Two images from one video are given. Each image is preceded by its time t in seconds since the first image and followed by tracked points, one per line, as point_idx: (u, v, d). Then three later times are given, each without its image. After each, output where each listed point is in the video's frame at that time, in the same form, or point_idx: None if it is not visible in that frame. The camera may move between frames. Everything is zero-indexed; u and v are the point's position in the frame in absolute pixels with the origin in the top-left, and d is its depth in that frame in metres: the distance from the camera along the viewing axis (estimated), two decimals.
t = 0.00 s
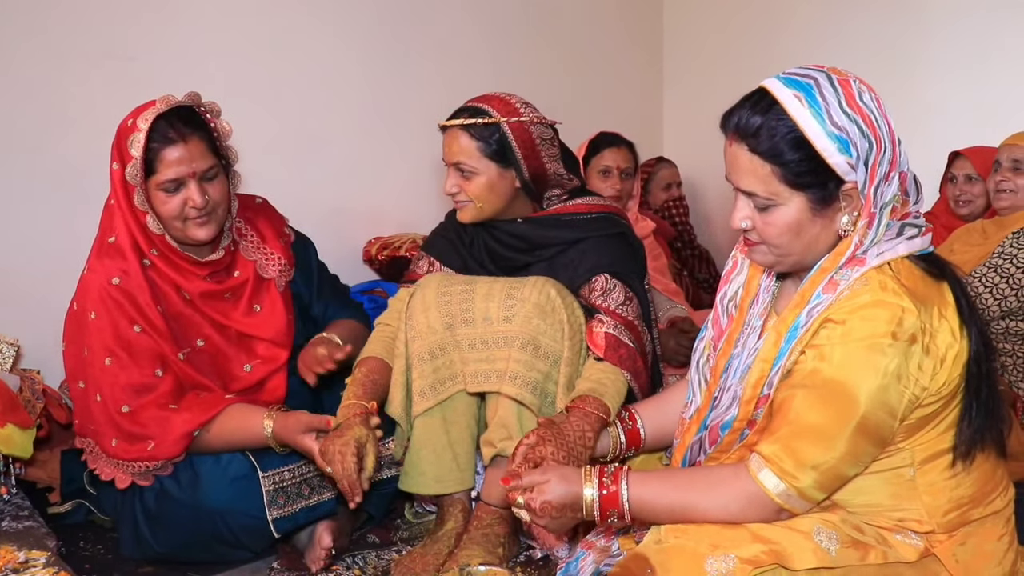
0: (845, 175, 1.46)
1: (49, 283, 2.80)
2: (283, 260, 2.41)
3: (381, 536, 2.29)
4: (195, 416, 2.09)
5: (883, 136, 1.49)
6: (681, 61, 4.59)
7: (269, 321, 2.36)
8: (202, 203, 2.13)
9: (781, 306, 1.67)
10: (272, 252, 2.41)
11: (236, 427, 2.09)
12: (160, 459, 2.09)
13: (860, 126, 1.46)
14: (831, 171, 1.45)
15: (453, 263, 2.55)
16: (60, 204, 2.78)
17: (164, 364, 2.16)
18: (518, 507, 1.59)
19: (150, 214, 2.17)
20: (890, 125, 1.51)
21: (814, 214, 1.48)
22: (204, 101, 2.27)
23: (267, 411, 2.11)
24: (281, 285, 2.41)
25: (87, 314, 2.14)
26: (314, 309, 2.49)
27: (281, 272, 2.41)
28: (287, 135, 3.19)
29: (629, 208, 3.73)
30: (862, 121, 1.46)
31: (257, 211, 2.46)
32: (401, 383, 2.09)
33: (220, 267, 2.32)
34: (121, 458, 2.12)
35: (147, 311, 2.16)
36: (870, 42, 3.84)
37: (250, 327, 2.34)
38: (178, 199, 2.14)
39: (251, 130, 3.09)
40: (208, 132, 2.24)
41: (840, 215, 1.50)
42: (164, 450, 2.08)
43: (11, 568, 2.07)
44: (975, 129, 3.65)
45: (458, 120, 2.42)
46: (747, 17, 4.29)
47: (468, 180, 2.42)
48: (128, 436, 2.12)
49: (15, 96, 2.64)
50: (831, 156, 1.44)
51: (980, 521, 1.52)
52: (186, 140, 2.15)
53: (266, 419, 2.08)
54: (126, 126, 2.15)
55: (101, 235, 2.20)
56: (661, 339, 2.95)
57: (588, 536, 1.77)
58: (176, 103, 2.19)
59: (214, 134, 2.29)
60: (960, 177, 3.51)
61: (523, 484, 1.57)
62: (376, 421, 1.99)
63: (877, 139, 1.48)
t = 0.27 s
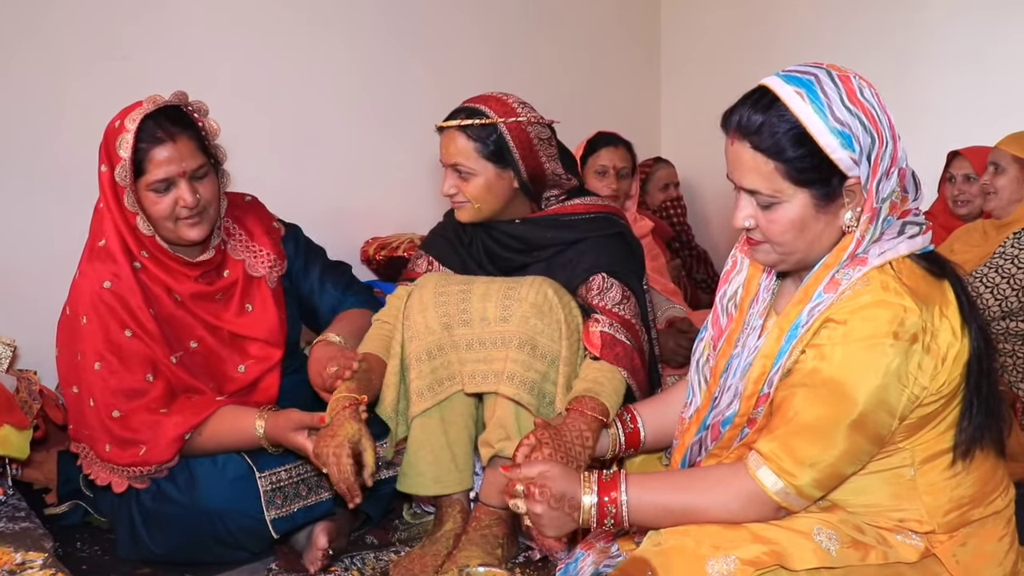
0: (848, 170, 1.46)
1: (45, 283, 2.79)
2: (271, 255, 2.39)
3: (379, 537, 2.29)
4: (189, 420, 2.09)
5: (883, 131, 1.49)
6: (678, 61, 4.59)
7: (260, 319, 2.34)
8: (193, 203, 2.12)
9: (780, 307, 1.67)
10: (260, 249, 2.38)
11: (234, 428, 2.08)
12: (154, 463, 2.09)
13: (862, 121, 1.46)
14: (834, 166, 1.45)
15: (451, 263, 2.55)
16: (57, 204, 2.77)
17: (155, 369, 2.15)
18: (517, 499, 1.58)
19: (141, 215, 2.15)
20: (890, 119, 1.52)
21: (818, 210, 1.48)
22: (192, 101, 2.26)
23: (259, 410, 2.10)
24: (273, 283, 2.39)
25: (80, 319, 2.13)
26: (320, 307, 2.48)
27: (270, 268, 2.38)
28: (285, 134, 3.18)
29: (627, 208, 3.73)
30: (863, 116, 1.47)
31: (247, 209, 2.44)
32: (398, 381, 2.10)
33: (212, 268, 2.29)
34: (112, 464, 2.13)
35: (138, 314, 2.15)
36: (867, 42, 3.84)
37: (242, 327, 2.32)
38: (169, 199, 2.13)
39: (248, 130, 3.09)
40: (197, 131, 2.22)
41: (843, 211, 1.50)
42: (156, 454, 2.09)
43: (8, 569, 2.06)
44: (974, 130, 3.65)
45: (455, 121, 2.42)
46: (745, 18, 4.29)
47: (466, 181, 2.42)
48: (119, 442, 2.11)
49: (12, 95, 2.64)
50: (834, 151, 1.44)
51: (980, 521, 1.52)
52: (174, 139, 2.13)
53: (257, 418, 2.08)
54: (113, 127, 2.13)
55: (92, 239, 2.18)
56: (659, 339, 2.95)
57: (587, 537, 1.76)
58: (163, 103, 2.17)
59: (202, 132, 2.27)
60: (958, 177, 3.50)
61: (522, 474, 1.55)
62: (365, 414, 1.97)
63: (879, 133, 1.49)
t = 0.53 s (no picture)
0: (851, 167, 1.46)
1: (42, 283, 2.78)
2: (264, 251, 2.38)
3: (378, 538, 2.28)
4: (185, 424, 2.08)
5: (886, 127, 1.49)
6: (677, 61, 4.59)
7: (255, 317, 2.33)
8: (189, 201, 2.11)
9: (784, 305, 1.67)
10: (254, 246, 2.37)
11: (233, 428, 2.08)
12: (149, 468, 2.07)
13: (865, 117, 1.46)
14: (836, 163, 1.45)
15: (450, 264, 2.53)
16: (55, 203, 2.76)
17: (150, 371, 2.14)
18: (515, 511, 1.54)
19: (136, 215, 2.15)
20: (892, 116, 1.51)
21: (821, 207, 1.48)
22: (187, 98, 2.24)
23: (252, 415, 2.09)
24: (267, 279, 2.37)
25: (75, 321, 2.12)
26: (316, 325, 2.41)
27: (265, 264, 2.37)
28: (283, 134, 3.17)
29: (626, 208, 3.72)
30: (866, 112, 1.46)
31: (240, 207, 2.44)
32: (399, 381, 2.09)
33: (207, 267, 2.29)
34: (108, 466, 2.12)
35: (134, 315, 2.13)
36: (866, 43, 3.84)
37: (235, 328, 2.30)
38: (164, 198, 2.11)
39: (247, 129, 3.08)
40: (191, 129, 2.21)
41: (847, 208, 1.50)
42: (149, 459, 2.07)
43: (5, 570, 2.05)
44: (972, 130, 3.65)
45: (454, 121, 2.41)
46: (743, 18, 4.29)
47: (466, 181, 2.41)
48: (114, 444, 2.10)
49: (10, 95, 2.63)
50: (836, 147, 1.44)
51: (982, 522, 1.52)
52: (169, 138, 2.12)
53: (250, 423, 2.07)
54: (106, 127, 2.12)
55: (86, 240, 2.17)
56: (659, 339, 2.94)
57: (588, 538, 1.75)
58: (158, 101, 2.16)
59: (197, 131, 2.26)
60: (959, 176, 3.51)
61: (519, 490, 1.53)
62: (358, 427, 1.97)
63: (882, 130, 1.48)
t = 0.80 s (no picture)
0: (847, 165, 1.45)
1: (38, 283, 2.77)
2: (263, 254, 2.37)
3: (376, 539, 2.27)
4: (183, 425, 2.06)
5: (882, 125, 1.49)
6: (675, 62, 4.58)
7: (254, 316, 2.32)
8: (184, 203, 2.09)
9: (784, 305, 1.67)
10: (252, 247, 2.36)
11: (231, 429, 2.08)
12: (148, 470, 2.07)
13: (860, 115, 1.45)
14: (832, 161, 1.44)
15: (446, 265, 2.52)
16: (51, 203, 2.75)
17: (148, 374, 2.13)
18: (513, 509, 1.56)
19: (131, 218, 2.13)
20: (888, 114, 1.51)
21: (818, 206, 1.47)
22: (177, 99, 2.24)
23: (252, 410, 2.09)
24: (265, 280, 2.37)
25: (72, 325, 2.10)
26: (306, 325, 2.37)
27: (263, 266, 2.36)
28: (280, 134, 3.16)
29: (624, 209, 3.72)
30: (861, 110, 1.46)
31: (234, 207, 2.42)
32: (397, 382, 2.09)
33: (204, 267, 2.28)
34: (105, 470, 2.10)
35: (130, 318, 2.12)
36: (864, 43, 3.84)
37: (236, 325, 2.29)
38: (159, 201, 2.10)
39: (244, 130, 3.07)
40: (184, 130, 2.20)
41: (843, 206, 1.49)
42: (149, 461, 2.06)
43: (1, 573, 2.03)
44: (969, 131, 3.65)
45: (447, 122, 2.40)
46: (741, 19, 4.29)
47: (461, 183, 2.40)
48: (114, 448, 2.09)
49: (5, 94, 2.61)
50: (832, 145, 1.43)
51: (984, 522, 1.52)
52: (162, 140, 2.11)
53: (250, 418, 2.07)
54: (98, 130, 2.11)
55: (81, 244, 2.15)
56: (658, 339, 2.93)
57: (587, 538, 1.75)
58: (149, 103, 2.14)
59: (188, 131, 2.25)
60: (958, 176, 3.50)
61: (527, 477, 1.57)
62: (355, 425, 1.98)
63: (878, 128, 1.48)
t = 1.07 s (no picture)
0: (842, 166, 1.45)
1: (35, 284, 2.76)
2: (257, 252, 2.35)
3: (375, 542, 2.26)
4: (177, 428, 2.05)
5: (879, 128, 1.48)
6: (674, 63, 4.58)
7: (248, 316, 2.31)
8: (181, 204, 2.09)
9: (784, 309, 1.66)
10: (246, 246, 2.35)
11: (230, 432, 2.06)
12: (144, 472, 2.06)
13: (856, 116, 1.45)
14: (827, 162, 1.44)
15: (446, 266, 2.52)
16: (49, 205, 2.74)
17: (142, 378, 2.12)
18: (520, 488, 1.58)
19: (126, 220, 2.12)
20: (887, 117, 1.51)
21: (813, 206, 1.47)
22: (173, 100, 2.22)
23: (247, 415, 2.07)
24: (261, 279, 2.36)
25: (65, 328, 2.09)
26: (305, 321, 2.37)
27: (257, 265, 2.35)
28: (278, 136, 3.15)
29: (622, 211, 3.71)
30: (858, 112, 1.46)
31: (230, 207, 2.41)
32: (395, 384, 2.08)
33: (198, 267, 2.26)
34: (99, 474, 2.09)
35: (124, 321, 2.11)
36: (864, 45, 3.84)
37: (230, 329, 2.28)
38: (155, 202, 2.09)
39: (242, 131, 3.06)
40: (180, 130, 2.20)
41: (838, 208, 1.48)
42: (144, 464, 2.05)
43: None
44: (968, 134, 3.65)
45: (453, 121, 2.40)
46: (741, 20, 4.29)
47: (466, 182, 2.40)
48: (108, 452, 2.08)
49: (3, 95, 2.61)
50: (827, 145, 1.43)
51: (987, 525, 1.51)
52: (159, 141, 2.10)
53: (245, 424, 2.05)
54: (94, 131, 2.10)
55: (75, 246, 2.14)
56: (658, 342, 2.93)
57: (587, 541, 1.74)
58: (145, 103, 2.13)
59: (185, 132, 2.24)
60: (956, 179, 3.50)
61: (541, 456, 1.57)
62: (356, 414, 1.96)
63: (875, 130, 1.48)
